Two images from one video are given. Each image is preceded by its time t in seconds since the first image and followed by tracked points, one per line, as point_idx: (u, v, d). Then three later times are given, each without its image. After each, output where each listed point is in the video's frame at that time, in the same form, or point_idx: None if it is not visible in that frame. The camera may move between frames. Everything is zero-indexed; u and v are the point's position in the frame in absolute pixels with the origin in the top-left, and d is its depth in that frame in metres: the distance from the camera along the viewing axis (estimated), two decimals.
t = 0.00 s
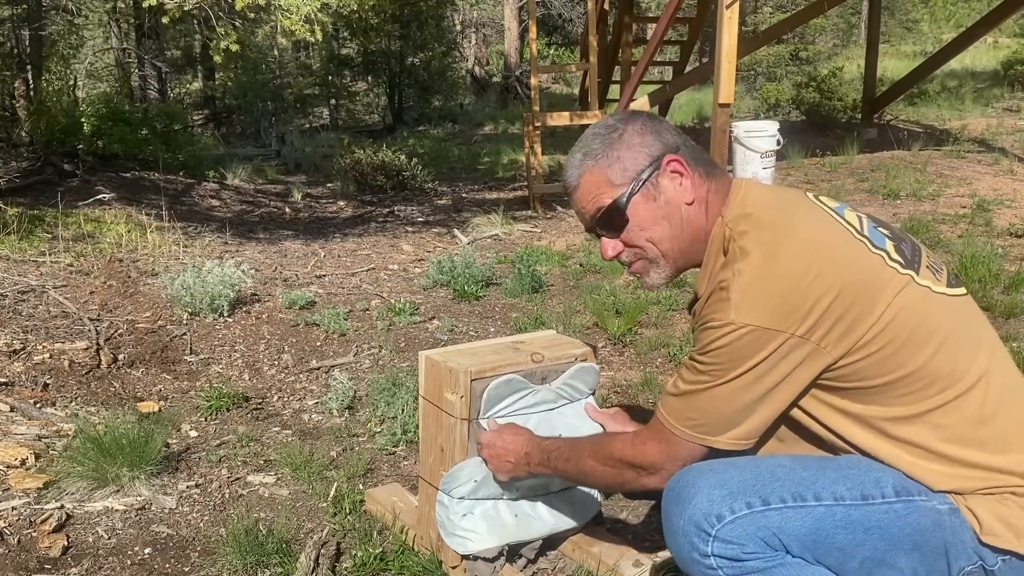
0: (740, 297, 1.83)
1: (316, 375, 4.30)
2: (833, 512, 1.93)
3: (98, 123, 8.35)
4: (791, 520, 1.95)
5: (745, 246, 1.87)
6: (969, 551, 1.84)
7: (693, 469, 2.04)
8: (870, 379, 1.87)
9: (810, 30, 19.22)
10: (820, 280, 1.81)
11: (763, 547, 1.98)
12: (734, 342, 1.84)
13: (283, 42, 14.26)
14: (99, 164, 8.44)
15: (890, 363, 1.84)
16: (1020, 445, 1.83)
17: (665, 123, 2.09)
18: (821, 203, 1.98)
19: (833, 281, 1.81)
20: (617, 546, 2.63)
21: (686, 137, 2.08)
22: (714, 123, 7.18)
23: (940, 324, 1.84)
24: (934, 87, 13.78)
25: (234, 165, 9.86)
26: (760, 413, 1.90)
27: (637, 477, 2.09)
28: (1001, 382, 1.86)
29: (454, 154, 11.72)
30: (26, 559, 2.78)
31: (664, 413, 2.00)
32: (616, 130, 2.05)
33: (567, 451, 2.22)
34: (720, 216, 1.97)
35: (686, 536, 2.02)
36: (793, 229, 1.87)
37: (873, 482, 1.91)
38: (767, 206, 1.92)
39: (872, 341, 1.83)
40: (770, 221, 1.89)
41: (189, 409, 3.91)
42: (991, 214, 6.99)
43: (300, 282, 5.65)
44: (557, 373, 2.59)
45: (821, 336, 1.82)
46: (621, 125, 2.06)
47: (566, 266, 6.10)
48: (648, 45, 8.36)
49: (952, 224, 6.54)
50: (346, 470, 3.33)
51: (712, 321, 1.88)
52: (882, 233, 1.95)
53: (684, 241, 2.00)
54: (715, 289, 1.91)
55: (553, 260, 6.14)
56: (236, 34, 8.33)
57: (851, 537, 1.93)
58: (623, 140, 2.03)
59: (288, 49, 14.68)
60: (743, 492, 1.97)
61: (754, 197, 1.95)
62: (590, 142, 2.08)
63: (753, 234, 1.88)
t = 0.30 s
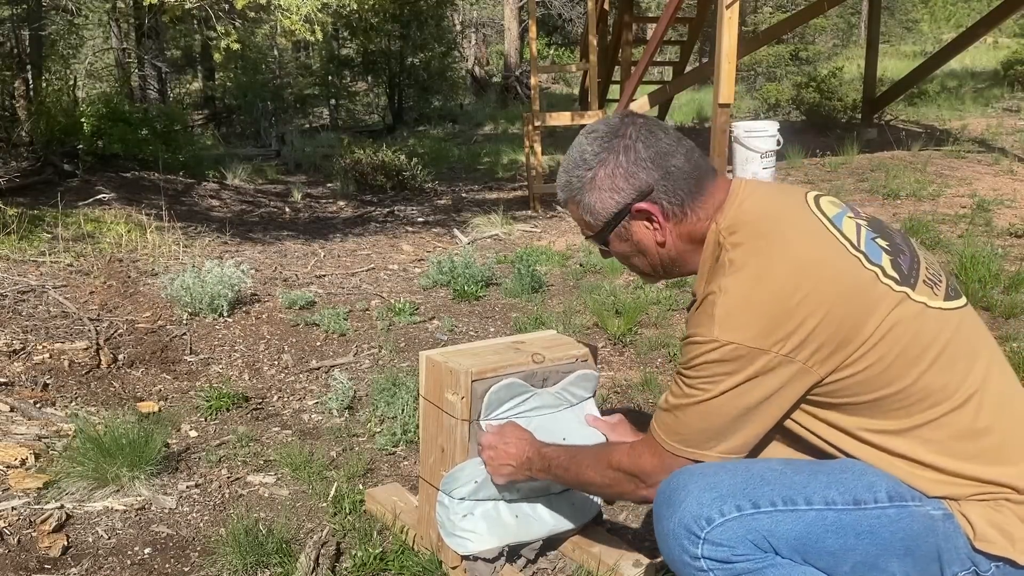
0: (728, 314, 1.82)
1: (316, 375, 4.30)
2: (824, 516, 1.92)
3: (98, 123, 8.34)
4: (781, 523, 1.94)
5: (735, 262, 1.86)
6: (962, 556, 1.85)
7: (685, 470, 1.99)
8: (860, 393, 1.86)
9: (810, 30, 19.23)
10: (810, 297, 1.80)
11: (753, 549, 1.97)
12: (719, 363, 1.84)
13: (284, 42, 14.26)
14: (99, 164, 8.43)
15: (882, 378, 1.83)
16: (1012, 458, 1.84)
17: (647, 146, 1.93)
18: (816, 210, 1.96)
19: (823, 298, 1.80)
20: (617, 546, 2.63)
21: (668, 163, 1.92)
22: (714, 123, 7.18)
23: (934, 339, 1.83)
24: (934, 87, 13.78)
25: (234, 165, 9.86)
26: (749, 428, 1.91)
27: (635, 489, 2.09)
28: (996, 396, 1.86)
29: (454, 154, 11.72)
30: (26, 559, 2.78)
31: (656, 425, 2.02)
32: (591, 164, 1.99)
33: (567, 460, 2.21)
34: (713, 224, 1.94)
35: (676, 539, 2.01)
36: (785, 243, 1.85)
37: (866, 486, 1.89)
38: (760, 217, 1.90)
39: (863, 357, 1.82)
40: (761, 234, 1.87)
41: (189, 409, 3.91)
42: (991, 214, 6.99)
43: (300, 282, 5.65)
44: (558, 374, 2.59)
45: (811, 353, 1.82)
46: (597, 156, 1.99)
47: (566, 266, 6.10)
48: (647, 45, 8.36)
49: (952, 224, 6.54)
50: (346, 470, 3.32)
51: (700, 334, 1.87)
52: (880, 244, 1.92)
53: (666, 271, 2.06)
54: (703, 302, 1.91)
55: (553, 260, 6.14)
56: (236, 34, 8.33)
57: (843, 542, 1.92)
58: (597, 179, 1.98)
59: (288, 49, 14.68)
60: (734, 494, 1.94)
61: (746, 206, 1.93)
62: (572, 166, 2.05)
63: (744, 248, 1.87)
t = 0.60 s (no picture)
0: (725, 308, 1.83)
1: (317, 375, 4.30)
2: (820, 519, 1.94)
3: (98, 123, 8.35)
4: (777, 525, 1.96)
5: (734, 257, 1.87)
6: (959, 560, 1.85)
7: (679, 471, 2.03)
8: (859, 391, 1.87)
9: (810, 30, 19.24)
10: (810, 293, 1.80)
11: (748, 551, 1.99)
12: (718, 357, 1.84)
13: (284, 42, 14.26)
14: (99, 164, 8.44)
15: (882, 376, 1.84)
16: (1010, 463, 1.84)
17: (655, 138, 1.94)
18: (819, 209, 1.96)
19: (823, 295, 1.80)
20: (617, 546, 2.64)
21: (674, 155, 1.93)
22: (714, 123, 7.18)
23: (936, 339, 1.83)
24: (934, 87, 13.78)
25: (234, 165, 9.86)
26: (746, 424, 1.91)
27: (632, 483, 2.10)
28: (996, 399, 1.86)
29: (454, 154, 11.72)
30: (26, 559, 2.78)
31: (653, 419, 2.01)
32: (598, 156, 1.99)
33: (564, 457, 2.22)
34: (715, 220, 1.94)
35: (672, 541, 2.03)
36: (786, 241, 1.85)
37: (863, 489, 1.91)
38: (761, 214, 1.91)
39: (862, 355, 1.82)
40: (762, 231, 1.88)
41: (189, 409, 3.91)
42: (991, 214, 6.99)
43: (300, 282, 5.65)
44: (557, 373, 2.60)
45: (809, 349, 1.82)
46: (603, 147, 1.99)
47: (566, 266, 6.10)
48: (648, 45, 8.36)
49: (952, 224, 6.54)
50: (346, 470, 3.33)
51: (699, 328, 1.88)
52: (883, 244, 1.93)
53: (670, 266, 2.05)
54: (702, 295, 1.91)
55: (553, 260, 6.14)
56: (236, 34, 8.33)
57: (838, 545, 1.94)
58: (604, 171, 1.98)
59: (288, 49, 14.67)
60: (729, 496, 1.97)
61: (748, 203, 1.93)
62: (577, 159, 2.04)
63: (744, 244, 1.87)
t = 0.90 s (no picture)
0: (745, 315, 1.81)
1: (316, 375, 4.30)
2: (831, 514, 1.92)
3: (97, 123, 8.35)
4: (788, 520, 1.93)
5: (751, 264, 1.85)
6: (965, 557, 1.86)
7: (692, 468, 1.95)
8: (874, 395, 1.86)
9: (810, 29, 19.24)
10: (828, 297, 1.79)
11: (760, 546, 1.96)
12: (737, 366, 1.82)
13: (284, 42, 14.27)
14: (99, 165, 8.44)
15: (896, 379, 1.84)
16: (1020, 461, 1.85)
17: (655, 151, 1.93)
18: (828, 212, 1.97)
19: (841, 298, 1.79)
20: (618, 548, 2.64)
21: (676, 167, 1.92)
22: (714, 123, 7.18)
23: (947, 340, 1.83)
24: (934, 87, 13.79)
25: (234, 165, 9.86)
26: (766, 435, 1.89)
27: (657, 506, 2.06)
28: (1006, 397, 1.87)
29: (454, 154, 11.72)
30: (26, 559, 2.78)
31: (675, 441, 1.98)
32: (599, 171, 1.98)
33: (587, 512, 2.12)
34: (726, 227, 1.93)
35: (683, 536, 1.98)
36: (800, 245, 1.85)
37: (872, 485, 1.91)
38: (773, 218, 1.91)
39: (878, 356, 1.82)
40: (775, 236, 1.87)
41: (189, 409, 3.91)
42: (991, 214, 6.99)
43: (300, 282, 5.65)
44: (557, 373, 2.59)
45: (828, 353, 1.81)
46: (604, 162, 1.98)
47: (566, 266, 6.10)
48: (648, 45, 8.36)
49: (952, 224, 6.54)
50: (346, 470, 3.33)
51: (715, 337, 1.86)
52: (892, 244, 1.93)
53: (679, 279, 2.03)
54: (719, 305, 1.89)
55: (553, 260, 6.14)
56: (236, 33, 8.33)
57: (849, 540, 1.92)
58: (605, 186, 1.96)
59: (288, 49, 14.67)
60: (742, 491, 1.92)
61: (759, 207, 1.93)
62: (578, 175, 2.03)
63: (758, 248, 1.86)
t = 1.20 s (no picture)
0: (776, 332, 1.82)
1: (316, 375, 4.30)
2: (847, 505, 1.92)
3: (98, 123, 8.35)
4: (805, 511, 1.93)
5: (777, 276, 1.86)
6: (975, 549, 1.87)
7: (710, 458, 2.03)
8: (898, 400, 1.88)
9: (810, 29, 19.25)
10: (854, 308, 1.82)
11: (777, 537, 1.96)
12: (769, 379, 1.85)
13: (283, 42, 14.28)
14: (99, 165, 8.44)
15: (918, 382, 1.85)
16: None
17: (656, 175, 1.94)
18: (838, 215, 2.00)
19: (866, 308, 1.82)
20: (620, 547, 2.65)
21: (680, 190, 1.93)
22: (713, 123, 7.18)
23: (965, 342, 1.86)
24: (934, 87, 13.79)
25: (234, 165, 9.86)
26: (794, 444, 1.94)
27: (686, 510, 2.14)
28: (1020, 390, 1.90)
29: (454, 154, 11.72)
30: (26, 559, 2.78)
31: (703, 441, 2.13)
32: (601, 201, 1.98)
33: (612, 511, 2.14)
34: (740, 238, 1.94)
35: (701, 524, 2.00)
36: (820, 253, 1.87)
37: (885, 477, 1.93)
38: (791, 225, 1.93)
39: (903, 363, 1.84)
40: (795, 245, 1.89)
41: (189, 409, 3.91)
42: (991, 214, 6.99)
43: (300, 282, 5.65)
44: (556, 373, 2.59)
45: (856, 363, 1.83)
46: (605, 191, 1.98)
47: (566, 267, 6.10)
48: (648, 45, 8.36)
49: (952, 224, 6.55)
50: (346, 470, 3.33)
51: (746, 353, 1.88)
52: (905, 246, 1.97)
53: (691, 295, 2.06)
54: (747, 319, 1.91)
55: (553, 260, 6.14)
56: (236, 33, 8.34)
57: (863, 531, 1.92)
58: (609, 215, 1.97)
59: (288, 49, 14.67)
60: (761, 481, 1.94)
61: (775, 215, 1.95)
62: (579, 204, 2.03)
63: (779, 258, 1.88)
